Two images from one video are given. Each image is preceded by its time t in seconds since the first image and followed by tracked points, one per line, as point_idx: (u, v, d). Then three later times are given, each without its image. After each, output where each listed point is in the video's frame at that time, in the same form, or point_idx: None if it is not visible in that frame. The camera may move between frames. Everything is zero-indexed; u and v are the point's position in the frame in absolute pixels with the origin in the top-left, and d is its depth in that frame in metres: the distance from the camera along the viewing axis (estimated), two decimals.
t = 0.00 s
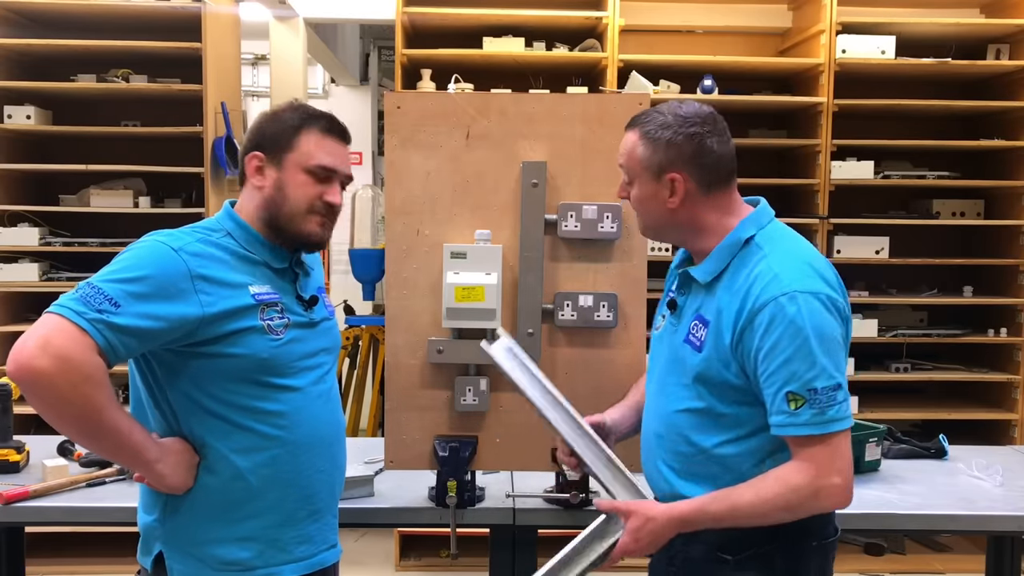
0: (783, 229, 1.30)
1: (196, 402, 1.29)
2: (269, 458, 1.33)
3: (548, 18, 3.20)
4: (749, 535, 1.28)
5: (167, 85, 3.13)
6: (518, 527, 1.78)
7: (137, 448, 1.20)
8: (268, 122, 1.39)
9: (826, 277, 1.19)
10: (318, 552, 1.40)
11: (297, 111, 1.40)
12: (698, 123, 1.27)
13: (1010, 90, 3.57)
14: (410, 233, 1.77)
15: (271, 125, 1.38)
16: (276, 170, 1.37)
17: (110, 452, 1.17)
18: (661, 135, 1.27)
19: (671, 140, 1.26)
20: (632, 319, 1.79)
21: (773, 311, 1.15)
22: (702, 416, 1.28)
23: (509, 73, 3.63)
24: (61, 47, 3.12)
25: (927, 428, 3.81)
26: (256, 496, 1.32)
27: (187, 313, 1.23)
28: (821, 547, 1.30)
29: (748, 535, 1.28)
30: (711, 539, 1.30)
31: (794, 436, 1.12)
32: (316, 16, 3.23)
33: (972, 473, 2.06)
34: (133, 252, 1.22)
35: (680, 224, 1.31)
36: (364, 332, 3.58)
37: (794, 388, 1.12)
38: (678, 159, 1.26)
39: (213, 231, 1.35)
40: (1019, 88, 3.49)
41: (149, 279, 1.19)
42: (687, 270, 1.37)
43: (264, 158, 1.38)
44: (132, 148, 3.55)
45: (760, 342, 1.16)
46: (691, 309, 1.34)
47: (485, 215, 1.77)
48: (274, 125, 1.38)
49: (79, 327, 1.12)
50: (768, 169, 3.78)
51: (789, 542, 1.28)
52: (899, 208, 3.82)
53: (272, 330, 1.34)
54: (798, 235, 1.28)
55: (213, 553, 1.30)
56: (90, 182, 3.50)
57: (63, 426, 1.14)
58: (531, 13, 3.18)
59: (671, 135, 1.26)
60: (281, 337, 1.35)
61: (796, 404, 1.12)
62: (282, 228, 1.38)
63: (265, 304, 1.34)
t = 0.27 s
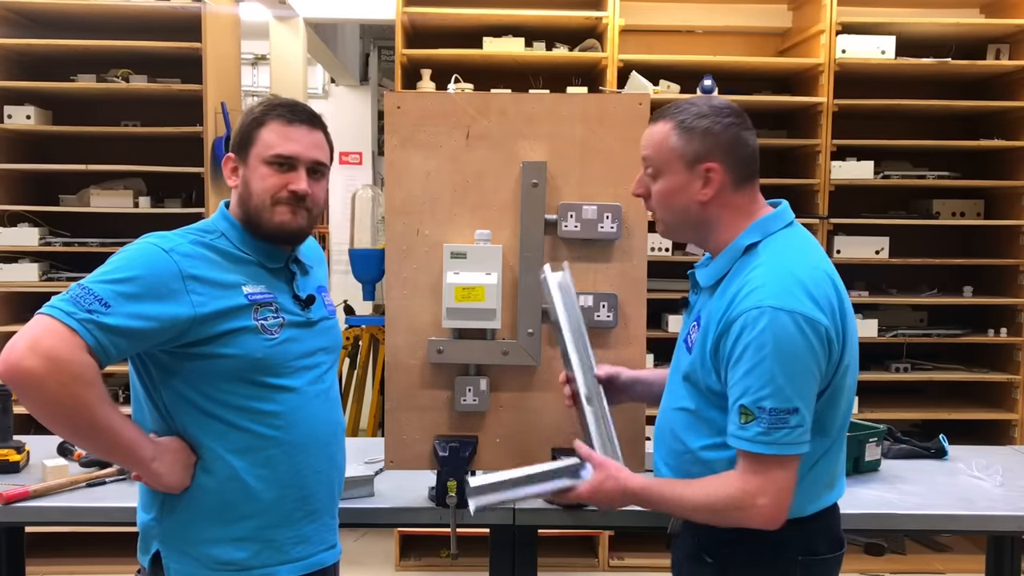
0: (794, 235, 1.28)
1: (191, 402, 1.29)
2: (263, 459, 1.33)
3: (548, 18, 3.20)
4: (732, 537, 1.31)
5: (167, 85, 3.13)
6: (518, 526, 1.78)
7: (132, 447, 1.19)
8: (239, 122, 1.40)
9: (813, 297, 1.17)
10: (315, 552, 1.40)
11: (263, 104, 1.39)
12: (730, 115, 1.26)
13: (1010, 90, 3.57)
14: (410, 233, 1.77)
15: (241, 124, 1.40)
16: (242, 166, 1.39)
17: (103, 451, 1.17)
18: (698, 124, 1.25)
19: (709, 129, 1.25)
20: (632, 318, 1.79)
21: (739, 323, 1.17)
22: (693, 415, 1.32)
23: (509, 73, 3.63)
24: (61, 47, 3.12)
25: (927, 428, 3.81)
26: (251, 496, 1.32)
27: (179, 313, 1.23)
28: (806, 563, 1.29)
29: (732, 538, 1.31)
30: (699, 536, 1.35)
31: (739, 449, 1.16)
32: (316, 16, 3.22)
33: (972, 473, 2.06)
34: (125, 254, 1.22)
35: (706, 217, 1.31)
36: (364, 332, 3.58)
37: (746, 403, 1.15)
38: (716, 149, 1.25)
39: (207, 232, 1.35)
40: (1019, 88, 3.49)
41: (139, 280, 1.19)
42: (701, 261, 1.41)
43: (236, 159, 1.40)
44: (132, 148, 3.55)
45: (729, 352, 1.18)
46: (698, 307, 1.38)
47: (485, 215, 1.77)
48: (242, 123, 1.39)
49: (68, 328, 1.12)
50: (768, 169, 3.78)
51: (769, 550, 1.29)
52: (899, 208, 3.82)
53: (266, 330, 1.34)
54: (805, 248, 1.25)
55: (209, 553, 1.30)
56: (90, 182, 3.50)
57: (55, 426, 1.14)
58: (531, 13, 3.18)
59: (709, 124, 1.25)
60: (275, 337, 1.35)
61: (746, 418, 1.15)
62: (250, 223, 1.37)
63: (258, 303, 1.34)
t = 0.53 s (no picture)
0: (807, 235, 1.29)
1: (186, 403, 1.29)
2: (259, 459, 1.33)
3: (548, 18, 3.20)
4: (732, 543, 1.29)
5: (167, 85, 3.13)
6: (518, 526, 1.79)
7: (127, 448, 1.19)
8: (229, 122, 1.40)
9: (825, 298, 1.17)
10: (311, 553, 1.40)
11: (252, 103, 1.39)
12: (758, 109, 1.30)
13: (1010, 90, 3.57)
14: (410, 233, 1.77)
15: (232, 125, 1.39)
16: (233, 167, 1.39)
17: (97, 452, 1.17)
18: (740, 112, 1.27)
19: (750, 118, 1.27)
20: (632, 318, 1.79)
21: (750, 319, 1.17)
22: (698, 412, 1.33)
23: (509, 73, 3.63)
24: (61, 47, 3.12)
25: (927, 428, 3.81)
26: (246, 496, 1.32)
27: (172, 314, 1.23)
28: (804, 566, 1.30)
29: (732, 543, 1.29)
30: (699, 538, 1.34)
31: (740, 445, 1.17)
32: (316, 16, 3.22)
33: (972, 473, 2.06)
34: (117, 255, 1.22)
35: (736, 210, 1.31)
36: (364, 332, 3.58)
37: (751, 399, 1.15)
38: (756, 138, 1.27)
39: (201, 232, 1.35)
40: (1019, 88, 3.49)
41: (132, 281, 1.19)
42: (710, 260, 1.42)
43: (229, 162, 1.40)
44: (132, 148, 3.55)
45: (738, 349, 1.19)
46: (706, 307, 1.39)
47: (485, 215, 1.77)
48: (230, 125, 1.39)
49: (61, 329, 1.12)
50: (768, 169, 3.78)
51: (768, 556, 1.29)
52: (899, 208, 3.82)
53: (260, 330, 1.34)
54: (818, 250, 1.26)
55: (205, 553, 1.30)
56: (90, 182, 3.50)
57: (48, 428, 1.14)
58: (532, 13, 3.17)
59: (748, 114, 1.28)
60: (269, 337, 1.35)
61: (749, 415, 1.15)
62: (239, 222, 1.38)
63: (252, 303, 1.34)
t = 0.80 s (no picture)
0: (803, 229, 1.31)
1: (185, 403, 1.29)
2: (258, 458, 1.33)
3: (548, 18, 3.20)
4: (741, 543, 1.29)
5: (167, 85, 3.13)
6: (518, 526, 1.79)
7: (127, 448, 1.19)
8: (224, 121, 1.40)
9: (837, 288, 1.18)
10: (311, 552, 1.40)
11: (245, 104, 1.39)
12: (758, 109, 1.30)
13: (1010, 90, 3.57)
14: (410, 233, 1.77)
15: (226, 125, 1.39)
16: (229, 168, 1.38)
17: (96, 452, 1.17)
18: (737, 111, 1.27)
19: (748, 117, 1.27)
20: (632, 319, 1.79)
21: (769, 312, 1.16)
22: (706, 416, 1.31)
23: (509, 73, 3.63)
24: (61, 48, 3.12)
25: (927, 428, 3.81)
26: (246, 496, 1.32)
27: (171, 314, 1.23)
28: (815, 562, 1.30)
29: (741, 543, 1.29)
30: (706, 540, 1.33)
31: (772, 440, 1.12)
32: (316, 16, 3.22)
33: (972, 473, 2.06)
34: (116, 256, 1.22)
35: (732, 209, 1.32)
36: (364, 332, 3.58)
37: (776, 390, 1.12)
38: (752, 138, 1.27)
39: (199, 233, 1.35)
40: (1019, 88, 3.49)
41: (131, 282, 1.20)
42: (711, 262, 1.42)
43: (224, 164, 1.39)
44: (132, 148, 3.55)
45: (755, 344, 1.17)
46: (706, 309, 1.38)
47: (485, 215, 1.77)
48: (226, 124, 1.39)
49: (61, 330, 1.12)
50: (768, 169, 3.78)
51: (779, 555, 1.28)
52: (899, 208, 3.82)
53: (259, 330, 1.34)
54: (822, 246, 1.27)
55: (203, 553, 1.30)
56: (90, 182, 3.50)
57: (48, 428, 1.14)
58: (531, 13, 3.18)
59: (745, 113, 1.28)
60: (269, 336, 1.35)
61: (776, 407, 1.12)
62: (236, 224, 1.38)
63: (251, 303, 1.34)
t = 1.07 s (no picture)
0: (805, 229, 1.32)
1: (185, 403, 1.29)
2: (259, 457, 1.33)
3: (548, 18, 3.20)
4: (751, 540, 1.30)
5: (167, 85, 3.13)
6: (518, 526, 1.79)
7: (127, 448, 1.19)
8: (235, 124, 1.37)
9: (843, 286, 1.19)
10: (311, 552, 1.40)
11: (251, 104, 1.39)
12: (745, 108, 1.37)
13: (1010, 90, 3.57)
14: (410, 234, 1.77)
15: (243, 126, 1.37)
16: (264, 176, 1.37)
17: (98, 453, 1.17)
18: (737, 109, 1.33)
19: (745, 114, 1.34)
20: (632, 319, 1.79)
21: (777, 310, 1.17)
22: (709, 414, 1.31)
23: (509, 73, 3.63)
24: (61, 48, 3.12)
25: (927, 428, 3.81)
26: (247, 495, 1.32)
27: (171, 314, 1.23)
28: (824, 557, 1.30)
29: (751, 541, 1.30)
30: (715, 542, 1.33)
31: (778, 435, 1.15)
32: (316, 16, 3.22)
33: (972, 473, 2.06)
34: (116, 257, 1.23)
35: (746, 202, 1.34)
36: (364, 332, 3.58)
37: (784, 388, 1.14)
38: (752, 133, 1.33)
39: (197, 233, 1.36)
40: (1019, 88, 3.49)
41: (131, 282, 1.20)
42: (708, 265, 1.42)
43: (247, 166, 1.37)
44: (132, 148, 3.55)
45: (765, 343, 1.18)
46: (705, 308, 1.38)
47: (485, 215, 1.77)
48: (243, 126, 1.37)
49: (62, 332, 1.13)
50: (767, 169, 3.78)
51: (791, 551, 1.28)
52: (899, 208, 3.82)
53: (259, 329, 1.34)
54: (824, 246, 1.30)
55: (204, 553, 1.30)
56: (90, 182, 3.50)
57: (49, 429, 1.14)
58: (531, 13, 3.17)
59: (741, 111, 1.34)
60: (269, 335, 1.35)
61: (785, 404, 1.14)
62: (278, 229, 1.41)
63: (251, 302, 1.34)
